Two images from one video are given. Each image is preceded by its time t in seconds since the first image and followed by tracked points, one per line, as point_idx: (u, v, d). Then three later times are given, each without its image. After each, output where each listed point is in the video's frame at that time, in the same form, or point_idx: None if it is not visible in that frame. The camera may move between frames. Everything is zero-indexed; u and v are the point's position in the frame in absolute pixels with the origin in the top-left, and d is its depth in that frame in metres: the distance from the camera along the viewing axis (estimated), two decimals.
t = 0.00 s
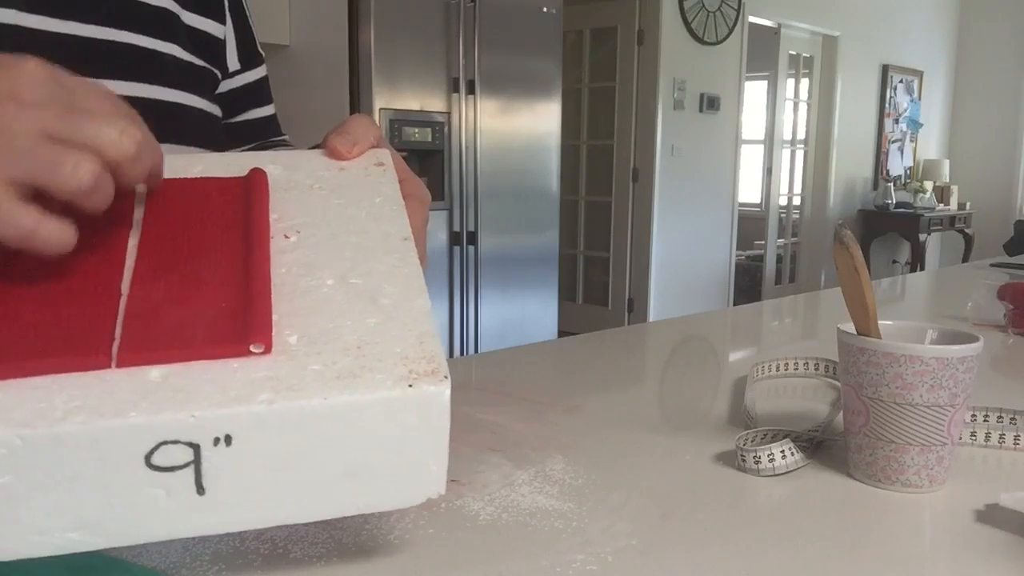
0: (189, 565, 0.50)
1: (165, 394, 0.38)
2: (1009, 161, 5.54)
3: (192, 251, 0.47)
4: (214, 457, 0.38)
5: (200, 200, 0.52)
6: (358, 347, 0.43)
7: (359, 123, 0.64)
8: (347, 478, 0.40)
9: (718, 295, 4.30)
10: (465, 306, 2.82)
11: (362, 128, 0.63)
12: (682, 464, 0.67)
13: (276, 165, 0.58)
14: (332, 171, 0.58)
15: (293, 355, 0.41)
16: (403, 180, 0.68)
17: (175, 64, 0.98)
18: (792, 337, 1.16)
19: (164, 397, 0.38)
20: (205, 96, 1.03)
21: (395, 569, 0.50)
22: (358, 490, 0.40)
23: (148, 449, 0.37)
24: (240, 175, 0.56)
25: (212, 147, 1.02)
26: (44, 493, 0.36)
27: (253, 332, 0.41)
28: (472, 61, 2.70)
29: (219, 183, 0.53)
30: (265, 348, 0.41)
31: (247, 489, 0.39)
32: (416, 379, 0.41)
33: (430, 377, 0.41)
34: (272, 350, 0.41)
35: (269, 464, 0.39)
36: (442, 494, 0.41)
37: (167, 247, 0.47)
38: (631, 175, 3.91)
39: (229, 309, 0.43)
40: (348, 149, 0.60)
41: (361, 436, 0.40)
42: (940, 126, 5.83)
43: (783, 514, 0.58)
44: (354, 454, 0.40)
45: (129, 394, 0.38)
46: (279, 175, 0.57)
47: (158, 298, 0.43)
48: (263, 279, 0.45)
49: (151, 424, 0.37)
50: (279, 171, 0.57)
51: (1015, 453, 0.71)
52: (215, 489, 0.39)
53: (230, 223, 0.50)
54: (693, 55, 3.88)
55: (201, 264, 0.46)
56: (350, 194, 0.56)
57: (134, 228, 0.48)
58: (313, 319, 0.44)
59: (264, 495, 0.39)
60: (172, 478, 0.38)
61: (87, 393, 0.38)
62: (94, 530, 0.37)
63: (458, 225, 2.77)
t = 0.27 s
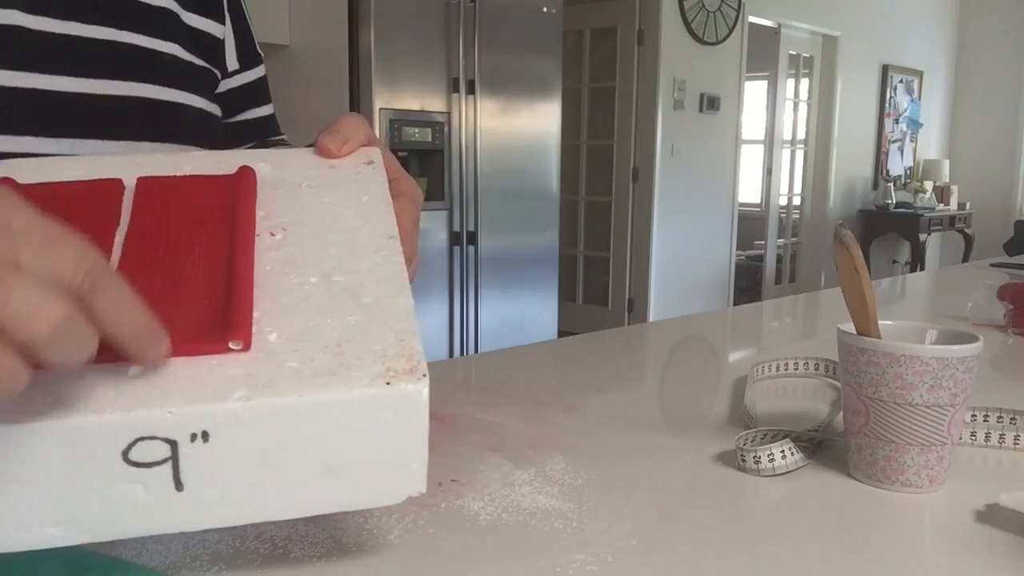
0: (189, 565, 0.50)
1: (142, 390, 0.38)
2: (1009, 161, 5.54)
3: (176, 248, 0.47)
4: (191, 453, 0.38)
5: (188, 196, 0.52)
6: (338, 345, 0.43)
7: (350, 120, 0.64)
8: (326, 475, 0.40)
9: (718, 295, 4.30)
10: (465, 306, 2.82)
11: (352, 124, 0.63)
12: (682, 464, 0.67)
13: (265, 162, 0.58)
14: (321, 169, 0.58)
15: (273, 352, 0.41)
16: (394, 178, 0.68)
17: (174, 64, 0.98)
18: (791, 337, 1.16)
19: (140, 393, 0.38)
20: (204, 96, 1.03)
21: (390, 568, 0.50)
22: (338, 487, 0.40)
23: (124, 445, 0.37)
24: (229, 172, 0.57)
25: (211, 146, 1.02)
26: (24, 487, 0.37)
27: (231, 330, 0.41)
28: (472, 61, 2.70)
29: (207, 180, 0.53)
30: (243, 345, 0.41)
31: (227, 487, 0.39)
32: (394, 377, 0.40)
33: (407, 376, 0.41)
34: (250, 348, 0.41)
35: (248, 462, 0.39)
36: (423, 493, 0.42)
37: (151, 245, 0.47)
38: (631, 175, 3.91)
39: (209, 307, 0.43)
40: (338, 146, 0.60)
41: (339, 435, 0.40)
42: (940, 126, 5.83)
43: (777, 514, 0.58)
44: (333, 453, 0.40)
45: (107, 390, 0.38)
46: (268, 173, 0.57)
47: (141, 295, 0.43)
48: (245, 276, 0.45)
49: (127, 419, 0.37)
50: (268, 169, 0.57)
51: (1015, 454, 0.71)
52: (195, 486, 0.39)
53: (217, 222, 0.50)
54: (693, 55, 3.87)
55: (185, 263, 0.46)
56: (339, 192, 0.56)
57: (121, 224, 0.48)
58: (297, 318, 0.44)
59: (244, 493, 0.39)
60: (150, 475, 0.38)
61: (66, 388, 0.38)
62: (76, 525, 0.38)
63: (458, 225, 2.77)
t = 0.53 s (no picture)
0: (189, 565, 0.50)
1: (146, 407, 0.38)
2: (1009, 160, 5.54)
3: (178, 260, 0.47)
4: (196, 470, 0.38)
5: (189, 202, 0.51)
6: (342, 360, 0.43)
7: (351, 130, 0.64)
8: (329, 491, 0.40)
9: (718, 295, 4.30)
10: (465, 306, 2.82)
11: (353, 133, 0.63)
12: (682, 464, 0.67)
13: (265, 171, 0.58)
14: (322, 179, 0.58)
15: (277, 368, 0.41)
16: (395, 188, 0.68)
17: (174, 66, 0.98)
18: (791, 337, 1.16)
19: (144, 410, 0.38)
20: (204, 97, 1.03)
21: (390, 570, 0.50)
22: (342, 503, 0.40)
23: (127, 462, 0.37)
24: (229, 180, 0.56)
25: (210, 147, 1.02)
26: (26, 504, 0.36)
27: (236, 346, 0.41)
28: (472, 61, 2.70)
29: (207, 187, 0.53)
30: (248, 361, 0.41)
31: (230, 502, 0.39)
32: (399, 395, 0.41)
33: (411, 393, 0.41)
34: (254, 364, 0.41)
35: (252, 477, 0.39)
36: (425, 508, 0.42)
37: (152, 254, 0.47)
38: (631, 174, 3.91)
39: (212, 321, 0.43)
40: (339, 155, 0.60)
41: (345, 452, 0.40)
42: (940, 126, 5.83)
43: (779, 515, 0.58)
44: (339, 469, 0.40)
45: (111, 405, 0.38)
46: (270, 183, 0.57)
47: (143, 308, 0.43)
48: (249, 292, 0.45)
49: (130, 439, 0.37)
50: (269, 178, 0.57)
51: (1015, 453, 0.71)
52: (200, 503, 0.39)
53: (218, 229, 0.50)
54: (693, 55, 3.87)
55: (186, 273, 0.46)
56: (341, 203, 0.56)
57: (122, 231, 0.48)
58: (299, 332, 0.44)
59: (249, 509, 0.39)
60: (152, 491, 0.38)
61: (69, 406, 0.38)
62: (77, 541, 0.37)
63: (458, 225, 2.77)
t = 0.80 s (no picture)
0: (189, 565, 0.50)
1: (156, 407, 0.38)
2: (1009, 160, 5.54)
3: (184, 258, 0.46)
4: (204, 470, 0.38)
5: (194, 202, 0.51)
6: (349, 360, 0.43)
7: (354, 128, 0.63)
8: (337, 492, 0.40)
9: (718, 295, 4.30)
10: (465, 306, 2.82)
11: (355, 132, 0.63)
12: (682, 464, 0.67)
13: (269, 170, 0.58)
14: (326, 177, 0.58)
15: (284, 367, 0.41)
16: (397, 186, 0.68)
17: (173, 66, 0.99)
18: (791, 337, 1.16)
19: (154, 410, 0.38)
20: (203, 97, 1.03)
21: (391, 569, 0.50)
22: (349, 503, 0.40)
23: (137, 463, 0.37)
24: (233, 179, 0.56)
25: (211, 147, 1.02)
26: (34, 505, 0.36)
27: (243, 345, 0.41)
28: (472, 61, 2.70)
29: (211, 186, 0.53)
30: (255, 361, 0.41)
31: (237, 502, 0.39)
32: (407, 394, 0.41)
33: (418, 392, 0.41)
34: (262, 364, 0.41)
35: (258, 477, 0.39)
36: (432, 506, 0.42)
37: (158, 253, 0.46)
38: (631, 174, 3.91)
39: (220, 320, 0.43)
40: (341, 155, 0.59)
41: (354, 452, 0.40)
42: (940, 126, 5.84)
43: (782, 515, 0.58)
44: (347, 469, 0.40)
45: (120, 406, 0.38)
46: (273, 181, 0.57)
47: (150, 308, 0.43)
48: (255, 290, 0.45)
49: (139, 439, 0.37)
50: (272, 176, 0.57)
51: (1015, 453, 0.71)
52: (208, 504, 0.39)
53: (224, 228, 0.49)
54: (693, 55, 3.87)
55: (193, 272, 0.45)
56: (343, 202, 0.56)
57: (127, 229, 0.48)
58: (304, 331, 0.44)
59: (256, 509, 0.39)
60: (160, 491, 0.38)
61: (76, 407, 0.38)
62: (85, 542, 0.37)
63: (458, 225, 2.77)
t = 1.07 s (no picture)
0: (189, 565, 0.50)
1: (160, 392, 0.39)
2: (1009, 160, 5.54)
3: (185, 251, 0.47)
4: (209, 454, 0.39)
5: (196, 198, 0.52)
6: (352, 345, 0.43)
7: (352, 123, 0.64)
8: (339, 477, 0.41)
9: (718, 295, 4.30)
10: (465, 306, 2.82)
11: (354, 127, 0.63)
12: (682, 464, 0.67)
13: (270, 164, 0.58)
14: (327, 171, 0.58)
15: (287, 353, 0.42)
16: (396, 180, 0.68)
17: (173, 66, 0.99)
18: (791, 337, 1.16)
19: (159, 395, 0.38)
20: (202, 97, 1.03)
21: (390, 567, 0.50)
22: (351, 488, 0.41)
23: (142, 446, 0.38)
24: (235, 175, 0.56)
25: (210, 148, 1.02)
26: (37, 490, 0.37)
27: (246, 330, 0.41)
28: (472, 62, 2.70)
29: (214, 182, 0.54)
30: (259, 347, 0.41)
31: (241, 488, 0.40)
32: (409, 378, 0.41)
33: (421, 376, 0.42)
34: (266, 348, 0.42)
35: (262, 462, 0.39)
36: (434, 491, 0.42)
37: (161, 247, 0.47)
38: (631, 174, 3.91)
39: (222, 307, 0.43)
40: (342, 149, 0.60)
41: (358, 436, 0.41)
42: (940, 126, 5.83)
43: (783, 513, 0.58)
44: (350, 454, 0.41)
45: (124, 391, 0.38)
46: (274, 176, 0.57)
47: (151, 296, 0.44)
48: (256, 278, 0.45)
49: (144, 422, 0.37)
50: (274, 171, 0.57)
51: (1015, 454, 0.71)
52: (210, 488, 0.39)
53: (226, 222, 0.50)
54: (693, 55, 3.87)
55: (195, 264, 0.46)
56: (343, 196, 0.55)
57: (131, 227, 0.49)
58: (306, 318, 0.44)
59: (259, 494, 0.40)
60: (165, 475, 0.38)
61: (81, 391, 0.38)
62: (88, 526, 0.38)
63: (458, 225, 2.77)
